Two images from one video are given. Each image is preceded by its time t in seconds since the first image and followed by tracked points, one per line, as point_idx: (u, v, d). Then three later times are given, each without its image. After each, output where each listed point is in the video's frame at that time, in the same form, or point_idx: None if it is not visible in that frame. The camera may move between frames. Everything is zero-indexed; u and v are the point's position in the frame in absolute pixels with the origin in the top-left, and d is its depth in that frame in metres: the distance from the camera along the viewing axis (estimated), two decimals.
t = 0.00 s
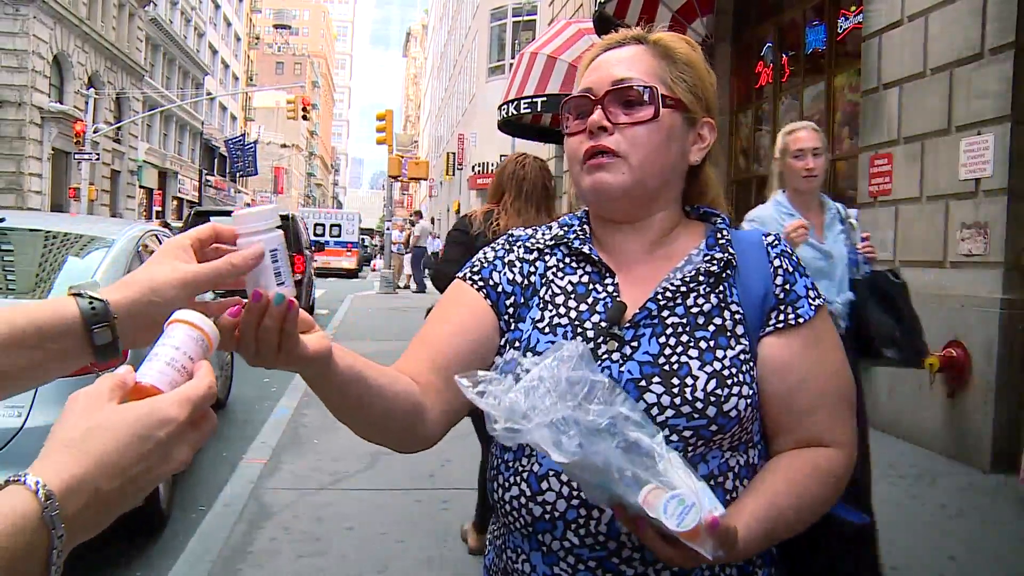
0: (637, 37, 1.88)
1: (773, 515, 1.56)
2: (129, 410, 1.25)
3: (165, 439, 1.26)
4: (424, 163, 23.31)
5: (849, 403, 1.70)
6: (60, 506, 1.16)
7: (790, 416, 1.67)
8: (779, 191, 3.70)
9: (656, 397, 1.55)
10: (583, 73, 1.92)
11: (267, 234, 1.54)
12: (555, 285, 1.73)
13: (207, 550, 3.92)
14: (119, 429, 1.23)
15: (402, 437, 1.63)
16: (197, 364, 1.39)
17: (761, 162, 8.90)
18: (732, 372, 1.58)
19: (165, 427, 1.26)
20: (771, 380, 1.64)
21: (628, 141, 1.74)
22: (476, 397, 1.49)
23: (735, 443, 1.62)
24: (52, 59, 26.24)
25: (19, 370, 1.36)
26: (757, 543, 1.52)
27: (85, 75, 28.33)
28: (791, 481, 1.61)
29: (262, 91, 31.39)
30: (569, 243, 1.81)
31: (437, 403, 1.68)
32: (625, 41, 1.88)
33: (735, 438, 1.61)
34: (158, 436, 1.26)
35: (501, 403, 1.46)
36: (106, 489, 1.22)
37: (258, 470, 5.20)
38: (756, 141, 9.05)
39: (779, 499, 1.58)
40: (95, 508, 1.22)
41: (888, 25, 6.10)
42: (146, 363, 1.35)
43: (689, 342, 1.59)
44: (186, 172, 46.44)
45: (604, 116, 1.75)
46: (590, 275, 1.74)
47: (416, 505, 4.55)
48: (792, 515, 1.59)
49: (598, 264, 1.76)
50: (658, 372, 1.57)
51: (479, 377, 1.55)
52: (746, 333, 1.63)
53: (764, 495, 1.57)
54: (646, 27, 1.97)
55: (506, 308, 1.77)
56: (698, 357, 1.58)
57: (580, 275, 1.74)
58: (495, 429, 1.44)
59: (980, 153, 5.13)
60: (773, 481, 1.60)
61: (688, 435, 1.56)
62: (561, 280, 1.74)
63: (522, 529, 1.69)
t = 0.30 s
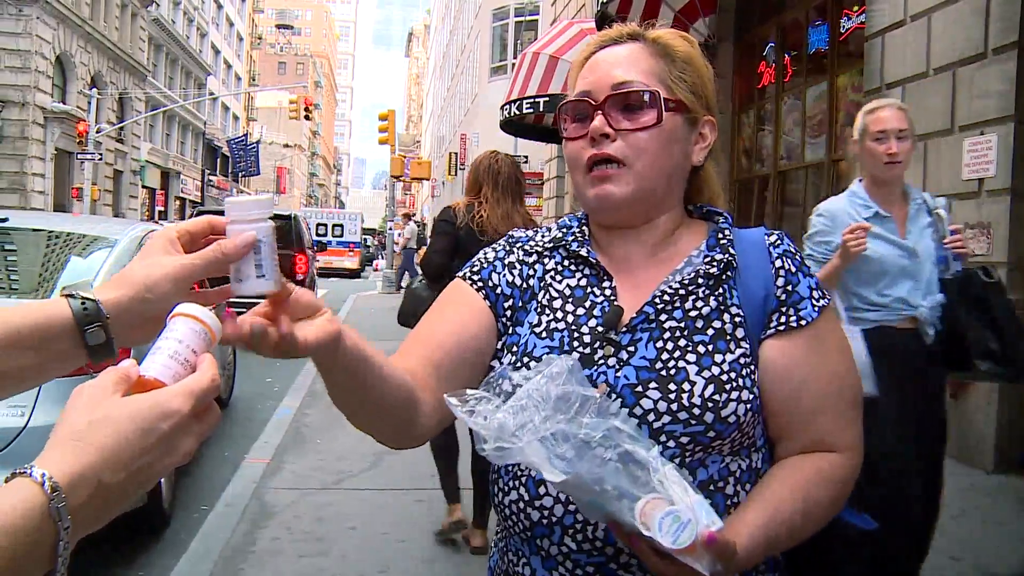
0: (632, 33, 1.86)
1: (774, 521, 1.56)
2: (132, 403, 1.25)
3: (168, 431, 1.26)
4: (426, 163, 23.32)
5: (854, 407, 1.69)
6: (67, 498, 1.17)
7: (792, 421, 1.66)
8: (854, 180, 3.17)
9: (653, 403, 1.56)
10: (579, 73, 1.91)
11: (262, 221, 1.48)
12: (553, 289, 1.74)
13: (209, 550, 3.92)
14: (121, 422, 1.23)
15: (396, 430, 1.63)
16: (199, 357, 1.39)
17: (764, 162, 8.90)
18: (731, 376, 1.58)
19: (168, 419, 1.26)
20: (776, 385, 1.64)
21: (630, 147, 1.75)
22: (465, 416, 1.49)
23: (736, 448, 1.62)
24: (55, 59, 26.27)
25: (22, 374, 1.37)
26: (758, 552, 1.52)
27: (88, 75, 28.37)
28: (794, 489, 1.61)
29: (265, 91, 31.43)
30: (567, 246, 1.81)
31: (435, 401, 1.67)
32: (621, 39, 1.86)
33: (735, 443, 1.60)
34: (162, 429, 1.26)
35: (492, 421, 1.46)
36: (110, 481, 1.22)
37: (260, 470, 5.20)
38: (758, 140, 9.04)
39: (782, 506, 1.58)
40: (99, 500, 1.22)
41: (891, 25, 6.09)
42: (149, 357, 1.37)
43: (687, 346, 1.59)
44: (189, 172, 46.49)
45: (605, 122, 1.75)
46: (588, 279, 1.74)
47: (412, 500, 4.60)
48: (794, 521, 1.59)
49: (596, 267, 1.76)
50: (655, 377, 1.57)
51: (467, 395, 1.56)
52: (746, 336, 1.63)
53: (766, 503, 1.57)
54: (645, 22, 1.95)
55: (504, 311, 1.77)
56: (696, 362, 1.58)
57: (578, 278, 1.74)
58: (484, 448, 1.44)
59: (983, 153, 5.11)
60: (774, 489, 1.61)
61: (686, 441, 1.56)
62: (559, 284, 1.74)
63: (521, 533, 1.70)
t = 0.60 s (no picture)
0: (646, 33, 1.76)
1: (769, 526, 1.51)
2: (141, 402, 1.27)
3: (177, 430, 1.28)
4: (431, 164, 23.32)
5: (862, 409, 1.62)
6: (75, 496, 1.16)
7: (789, 423, 1.61)
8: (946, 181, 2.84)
9: (641, 404, 1.56)
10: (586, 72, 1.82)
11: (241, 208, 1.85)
12: (550, 292, 1.76)
13: (214, 550, 3.92)
14: (130, 421, 1.24)
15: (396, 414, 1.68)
16: (205, 356, 1.47)
17: (769, 162, 8.89)
18: (723, 378, 1.57)
19: (176, 418, 1.28)
20: (773, 384, 1.60)
21: (646, 172, 1.72)
22: (443, 412, 1.52)
23: (733, 450, 1.60)
24: (61, 60, 26.36)
25: (13, 365, 1.48)
26: (751, 557, 1.47)
27: (93, 75, 28.45)
28: (792, 493, 1.56)
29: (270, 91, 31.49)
30: (565, 250, 1.83)
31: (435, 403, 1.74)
32: (635, 39, 1.75)
33: (730, 446, 1.59)
34: (170, 428, 1.27)
35: (468, 415, 1.49)
36: (120, 479, 1.22)
37: (265, 470, 5.20)
38: (763, 140, 9.03)
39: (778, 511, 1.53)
40: (107, 499, 1.22)
41: (896, 25, 6.07)
42: (158, 354, 1.43)
43: (678, 347, 1.59)
44: (194, 172, 46.58)
45: (624, 146, 1.70)
46: (584, 281, 1.75)
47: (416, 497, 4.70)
48: (792, 528, 1.54)
49: (593, 270, 1.76)
50: (644, 379, 1.58)
51: (446, 389, 1.62)
52: (743, 336, 1.60)
53: (762, 508, 1.53)
54: (656, 18, 1.84)
55: (501, 313, 1.82)
56: (686, 363, 1.57)
57: (575, 281, 1.76)
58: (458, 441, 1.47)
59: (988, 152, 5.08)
60: (771, 493, 1.56)
61: (674, 443, 1.56)
62: (557, 286, 1.76)
63: (517, 533, 1.71)
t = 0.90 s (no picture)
0: (665, 35, 1.72)
1: (753, 532, 1.45)
2: (152, 403, 1.25)
3: (189, 431, 1.27)
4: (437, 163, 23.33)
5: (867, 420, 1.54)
6: (87, 495, 1.16)
7: (787, 427, 1.54)
8: None
9: (626, 404, 1.57)
10: (600, 72, 1.79)
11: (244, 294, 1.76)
12: (553, 290, 1.79)
13: (220, 550, 3.93)
14: (143, 421, 1.23)
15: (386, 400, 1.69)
16: (220, 358, 1.44)
17: (775, 162, 8.88)
18: (712, 380, 1.55)
19: (189, 419, 1.27)
20: (766, 388, 1.55)
21: (659, 181, 1.71)
22: (397, 413, 1.56)
23: (725, 455, 1.58)
24: (68, 60, 26.45)
25: None
26: (725, 561, 1.41)
27: (100, 76, 28.53)
28: (785, 499, 1.49)
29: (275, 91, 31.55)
30: (571, 250, 1.86)
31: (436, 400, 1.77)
32: (654, 41, 1.72)
33: (721, 450, 1.57)
34: (182, 429, 1.26)
35: (418, 417, 1.52)
36: (132, 478, 1.22)
37: (270, 470, 5.21)
38: (769, 140, 9.02)
39: (767, 522, 1.47)
40: (119, 499, 1.22)
41: (903, 25, 6.05)
42: (174, 354, 1.39)
43: (668, 349, 1.59)
44: (200, 171, 46.71)
45: (639, 155, 1.69)
46: (585, 280, 1.77)
47: (420, 497, 4.70)
48: (785, 533, 1.48)
49: (595, 270, 1.78)
50: (630, 379, 1.58)
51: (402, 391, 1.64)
52: (739, 340, 1.58)
53: (748, 512, 1.47)
54: (678, 19, 1.80)
55: (504, 310, 1.86)
56: (675, 365, 1.56)
57: (577, 281, 1.78)
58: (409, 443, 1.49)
59: (996, 152, 5.07)
60: (760, 497, 1.50)
61: (659, 445, 1.55)
62: (559, 285, 1.79)
63: (513, 527, 1.73)
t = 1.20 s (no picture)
0: (678, 37, 1.71)
1: (734, 525, 1.43)
2: (165, 400, 1.26)
3: (200, 429, 1.28)
4: (442, 163, 23.32)
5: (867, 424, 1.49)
6: (94, 484, 1.17)
7: (779, 430, 1.51)
8: None
9: (621, 400, 1.58)
10: (613, 71, 1.79)
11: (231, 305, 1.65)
12: (561, 286, 1.82)
13: (224, 549, 3.93)
14: (154, 417, 1.24)
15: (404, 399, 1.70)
16: (240, 359, 1.47)
17: (781, 162, 8.86)
18: (708, 379, 1.54)
19: (201, 416, 1.28)
20: (765, 388, 1.52)
21: (668, 185, 1.71)
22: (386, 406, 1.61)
23: (721, 455, 1.57)
24: (73, 60, 26.53)
25: None
26: (699, 553, 1.40)
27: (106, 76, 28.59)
28: (775, 497, 1.46)
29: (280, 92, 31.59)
30: (582, 247, 1.88)
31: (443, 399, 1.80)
32: (667, 44, 1.71)
33: (717, 450, 1.56)
34: (193, 425, 1.27)
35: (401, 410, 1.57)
36: (141, 475, 1.22)
37: (275, 470, 5.21)
38: (775, 140, 9.01)
39: (753, 521, 1.44)
40: (127, 493, 1.21)
41: (908, 24, 6.03)
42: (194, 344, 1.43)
43: (666, 346, 1.59)
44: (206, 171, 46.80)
45: (648, 158, 1.70)
46: (594, 277, 1.80)
47: (425, 498, 4.69)
48: (776, 531, 1.46)
49: (604, 267, 1.80)
50: (627, 375, 1.59)
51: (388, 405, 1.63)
52: (739, 338, 1.57)
53: (733, 506, 1.45)
54: (695, 20, 1.79)
55: (516, 305, 1.89)
56: (671, 363, 1.57)
57: (586, 277, 1.81)
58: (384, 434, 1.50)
59: (1002, 152, 5.06)
60: (749, 493, 1.46)
61: (652, 442, 1.56)
62: (569, 282, 1.81)
63: (515, 519, 1.77)
